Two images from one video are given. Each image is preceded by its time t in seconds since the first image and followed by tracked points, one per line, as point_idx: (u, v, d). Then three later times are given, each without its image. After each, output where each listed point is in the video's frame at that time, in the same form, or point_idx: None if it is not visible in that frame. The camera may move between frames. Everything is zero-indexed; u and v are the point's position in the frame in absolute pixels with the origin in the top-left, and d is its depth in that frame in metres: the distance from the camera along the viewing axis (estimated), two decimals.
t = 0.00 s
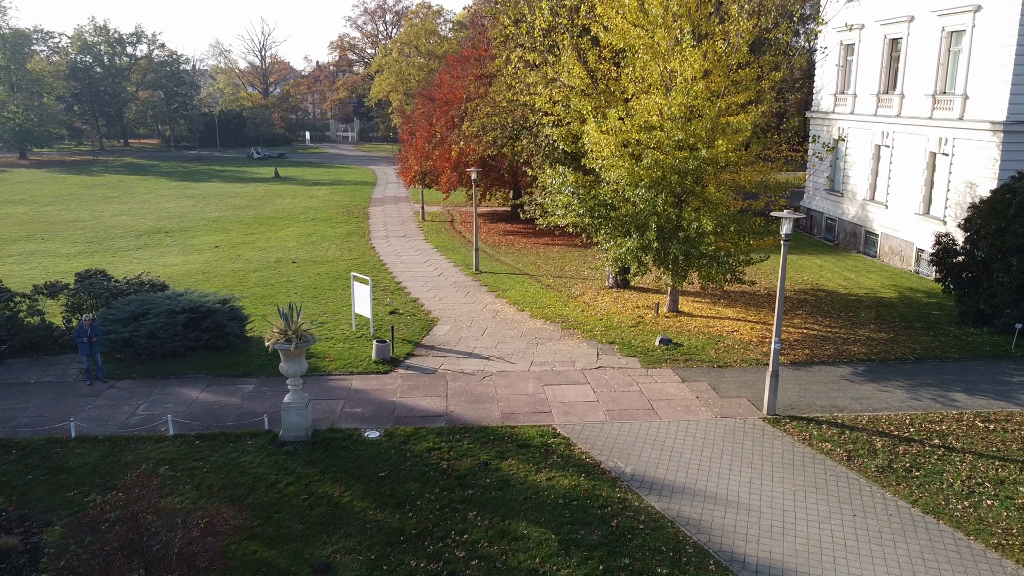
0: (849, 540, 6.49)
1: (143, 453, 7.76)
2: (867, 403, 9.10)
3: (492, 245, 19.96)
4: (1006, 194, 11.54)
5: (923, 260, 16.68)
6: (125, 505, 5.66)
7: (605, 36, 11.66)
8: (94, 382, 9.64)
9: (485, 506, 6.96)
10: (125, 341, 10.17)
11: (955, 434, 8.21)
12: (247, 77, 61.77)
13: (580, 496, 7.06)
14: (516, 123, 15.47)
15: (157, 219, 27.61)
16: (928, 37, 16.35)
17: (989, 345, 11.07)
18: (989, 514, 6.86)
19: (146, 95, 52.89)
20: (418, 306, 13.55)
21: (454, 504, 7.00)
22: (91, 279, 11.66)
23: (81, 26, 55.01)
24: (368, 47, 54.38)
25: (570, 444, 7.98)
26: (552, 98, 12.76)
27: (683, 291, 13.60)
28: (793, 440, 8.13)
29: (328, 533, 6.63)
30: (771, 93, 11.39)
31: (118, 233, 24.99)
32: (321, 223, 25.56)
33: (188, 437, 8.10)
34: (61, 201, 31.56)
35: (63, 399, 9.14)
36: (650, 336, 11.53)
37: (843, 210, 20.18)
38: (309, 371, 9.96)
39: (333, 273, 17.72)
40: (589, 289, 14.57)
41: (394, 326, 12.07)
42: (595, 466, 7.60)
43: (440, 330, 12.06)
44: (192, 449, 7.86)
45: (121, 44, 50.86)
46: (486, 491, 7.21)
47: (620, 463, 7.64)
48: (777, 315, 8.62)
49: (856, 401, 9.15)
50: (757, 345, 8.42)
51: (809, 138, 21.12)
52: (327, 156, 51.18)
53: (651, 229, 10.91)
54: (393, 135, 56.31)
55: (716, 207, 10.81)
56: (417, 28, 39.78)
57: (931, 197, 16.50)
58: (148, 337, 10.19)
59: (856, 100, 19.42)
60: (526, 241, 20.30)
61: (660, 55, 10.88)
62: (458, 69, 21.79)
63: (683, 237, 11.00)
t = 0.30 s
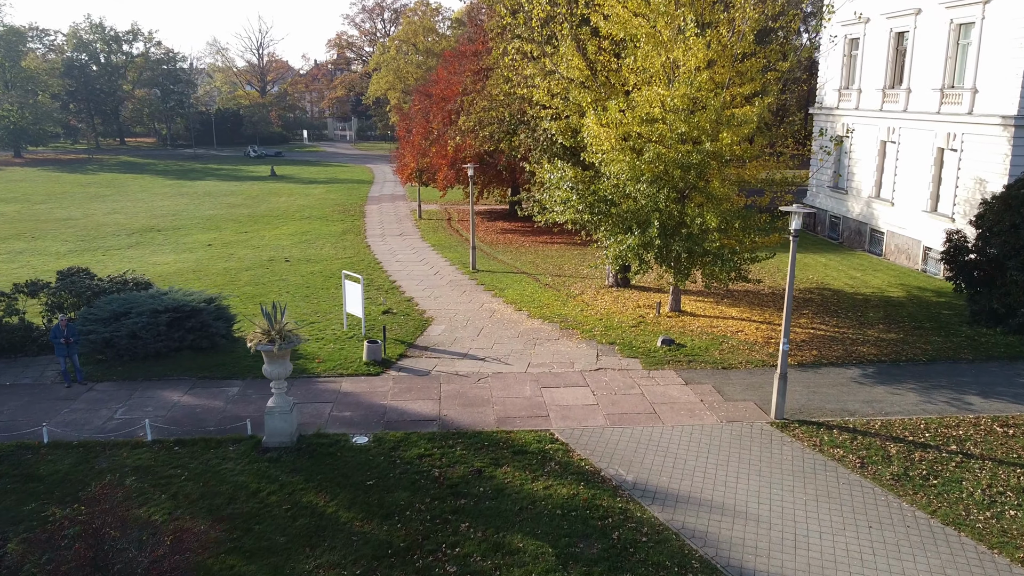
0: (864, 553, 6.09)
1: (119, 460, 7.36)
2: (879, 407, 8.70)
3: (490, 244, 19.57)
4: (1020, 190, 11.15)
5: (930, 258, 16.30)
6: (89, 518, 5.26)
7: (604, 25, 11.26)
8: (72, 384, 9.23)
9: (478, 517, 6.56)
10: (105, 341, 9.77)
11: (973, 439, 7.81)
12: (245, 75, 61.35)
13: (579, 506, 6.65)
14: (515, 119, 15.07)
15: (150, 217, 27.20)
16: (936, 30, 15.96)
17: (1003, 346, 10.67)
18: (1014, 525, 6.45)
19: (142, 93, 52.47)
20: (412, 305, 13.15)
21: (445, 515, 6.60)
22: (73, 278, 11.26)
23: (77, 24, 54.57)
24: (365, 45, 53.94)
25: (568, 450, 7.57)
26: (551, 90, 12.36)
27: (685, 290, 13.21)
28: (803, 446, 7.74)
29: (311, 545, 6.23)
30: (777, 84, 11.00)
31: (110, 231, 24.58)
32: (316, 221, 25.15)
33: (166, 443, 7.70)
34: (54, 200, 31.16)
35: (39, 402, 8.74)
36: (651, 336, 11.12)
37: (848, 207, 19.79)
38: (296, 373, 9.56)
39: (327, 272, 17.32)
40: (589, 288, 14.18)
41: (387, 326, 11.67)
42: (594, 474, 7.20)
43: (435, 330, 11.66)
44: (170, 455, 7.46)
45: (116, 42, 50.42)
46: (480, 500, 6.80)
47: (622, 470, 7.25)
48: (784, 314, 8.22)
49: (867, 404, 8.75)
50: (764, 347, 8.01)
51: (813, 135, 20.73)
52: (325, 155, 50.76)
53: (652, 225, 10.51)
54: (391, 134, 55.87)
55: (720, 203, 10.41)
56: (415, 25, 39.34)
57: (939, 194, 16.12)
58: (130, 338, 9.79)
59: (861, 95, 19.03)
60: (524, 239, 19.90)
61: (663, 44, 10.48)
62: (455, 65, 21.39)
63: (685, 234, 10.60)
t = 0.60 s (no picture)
0: (884, 568, 5.70)
1: (93, 468, 6.97)
2: (893, 410, 8.32)
3: (488, 242, 19.16)
4: None
5: (939, 256, 15.92)
6: (49, 533, 4.87)
7: (605, 14, 10.86)
8: (49, 387, 8.84)
9: (471, 529, 6.16)
10: (85, 342, 9.37)
11: (994, 445, 7.42)
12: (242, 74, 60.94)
13: (580, 517, 6.26)
14: (514, 113, 14.69)
15: (144, 216, 26.78)
16: (944, 23, 15.57)
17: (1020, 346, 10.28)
18: None
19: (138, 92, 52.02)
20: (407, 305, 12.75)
21: (437, 526, 6.20)
22: (54, 275, 10.86)
23: (73, 22, 54.12)
24: (364, 43, 53.50)
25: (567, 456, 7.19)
26: (550, 82, 11.97)
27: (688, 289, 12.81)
28: (815, 453, 7.34)
29: (292, 560, 5.83)
30: (785, 75, 10.62)
31: (102, 229, 24.17)
32: (311, 219, 24.75)
33: (145, 449, 7.31)
34: (47, 198, 30.73)
35: (14, 405, 8.35)
36: (654, 336, 10.73)
37: (853, 205, 19.40)
38: (284, 375, 9.17)
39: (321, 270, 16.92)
40: (589, 287, 13.79)
41: (380, 326, 11.28)
42: (595, 481, 6.81)
43: (431, 329, 11.27)
44: (148, 462, 7.07)
45: (112, 40, 49.97)
46: (474, 510, 6.41)
47: (624, 478, 6.86)
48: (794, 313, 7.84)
49: (881, 408, 8.36)
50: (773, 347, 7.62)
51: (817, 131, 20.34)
52: (322, 153, 50.32)
53: (655, 221, 10.12)
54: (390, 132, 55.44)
55: (726, 198, 10.02)
56: (413, 23, 38.93)
57: (947, 190, 15.74)
58: (111, 338, 9.40)
59: (866, 91, 18.63)
60: (523, 237, 19.49)
61: (666, 33, 10.10)
62: (452, 60, 20.99)
63: (689, 230, 10.21)
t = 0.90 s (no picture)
0: None
1: (64, 477, 6.55)
2: (910, 415, 7.91)
3: (486, 240, 18.75)
4: None
5: (948, 255, 15.51)
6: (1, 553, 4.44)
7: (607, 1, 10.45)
8: (24, 390, 8.43)
9: (465, 544, 5.74)
10: (63, 342, 8.96)
11: (1019, 453, 7.01)
12: (240, 72, 60.51)
13: (581, 531, 5.85)
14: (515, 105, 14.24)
15: (137, 214, 26.35)
16: (954, 15, 15.16)
17: None
18: None
19: (135, 90, 51.56)
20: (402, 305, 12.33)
21: (428, 541, 5.78)
22: (33, 273, 10.44)
23: (69, 19, 53.67)
24: (362, 41, 53.07)
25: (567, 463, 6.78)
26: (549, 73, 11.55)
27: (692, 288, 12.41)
28: (830, 461, 6.93)
29: None
30: (793, 64, 10.21)
31: (93, 228, 23.75)
32: (307, 218, 24.32)
33: (120, 456, 6.89)
34: (39, 196, 30.30)
35: None
36: (657, 337, 10.30)
37: (859, 202, 18.99)
38: (271, 378, 8.75)
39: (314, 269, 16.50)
40: (589, 286, 13.38)
41: (373, 327, 10.86)
42: (596, 492, 6.41)
43: (425, 329, 10.86)
44: (122, 471, 6.66)
45: (108, 37, 49.51)
46: (468, 524, 6.00)
47: (627, 488, 6.44)
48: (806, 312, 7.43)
49: (898, 413, 7.94)
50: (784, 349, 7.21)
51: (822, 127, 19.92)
52: (320, 152, 49.91)
53: (659, 217, 9.69)
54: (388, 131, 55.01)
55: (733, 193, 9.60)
56: (411, 20, 38.49)
57: (957, 187, 15.34)
58: (90, 338, 8.99)
59: (872, 85, 18.22)
60: (521, 236, 19.08)
61: (670, 21, 9.69)
62: (450, 55, 20.58)
63: (694, 226, 9.78)
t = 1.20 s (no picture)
0: None
1: (32, 488, 6.15)
2: (929, 421, 7.51)
3: (484, 239, 18.34)
4: None
5: (958, 253, 15.12)
6: None
7: None
8: None
9: (458, 561, 5.34)
10: (40, 344, 8.56)
11: None
12: (237, 70, 60.12)
13: (583, 548, 5.44)
14: (516, 101, 13.82)
15: (131, 213, 25.94)
16: (964, 7, 14.75)
17: None
18: None
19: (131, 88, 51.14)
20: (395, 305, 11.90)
21: (419, 559, 5.37)
22: (12, 272, 10.04)
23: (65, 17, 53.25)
24: (360, 39, 52.64)
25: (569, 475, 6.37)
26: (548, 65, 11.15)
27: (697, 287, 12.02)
28: (847, 471, 6.54)
29: None
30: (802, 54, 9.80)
31: (85, 227, 23.34)
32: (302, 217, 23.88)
33: (93, 466, 6.49)
34: (32, 195, 29.88)
35: None
36: (662, 339, 9.87)
37: (866, 200, 18.58)
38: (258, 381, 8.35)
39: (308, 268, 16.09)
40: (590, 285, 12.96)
41: (365, 329, 10.45)
42: (599, 504, 6.01)
43: (420, 331, 10.46)
44: (95, 482, 6.25)
45: (104, 35, 49.09)
46: (461, 540, 5.59)
47: (632, 501, 6.04)
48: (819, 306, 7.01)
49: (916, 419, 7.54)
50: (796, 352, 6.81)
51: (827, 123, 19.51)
52: (318, 151, 49.46)
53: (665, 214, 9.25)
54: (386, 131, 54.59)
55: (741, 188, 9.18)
56: (410, 18, 38.07)
57: (967, 184, 14.95)
58: (69, 340, 8.60)
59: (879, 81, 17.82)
60: (521, 234, 18.66)
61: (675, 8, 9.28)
62: (448, 49, 20.17)
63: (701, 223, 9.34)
